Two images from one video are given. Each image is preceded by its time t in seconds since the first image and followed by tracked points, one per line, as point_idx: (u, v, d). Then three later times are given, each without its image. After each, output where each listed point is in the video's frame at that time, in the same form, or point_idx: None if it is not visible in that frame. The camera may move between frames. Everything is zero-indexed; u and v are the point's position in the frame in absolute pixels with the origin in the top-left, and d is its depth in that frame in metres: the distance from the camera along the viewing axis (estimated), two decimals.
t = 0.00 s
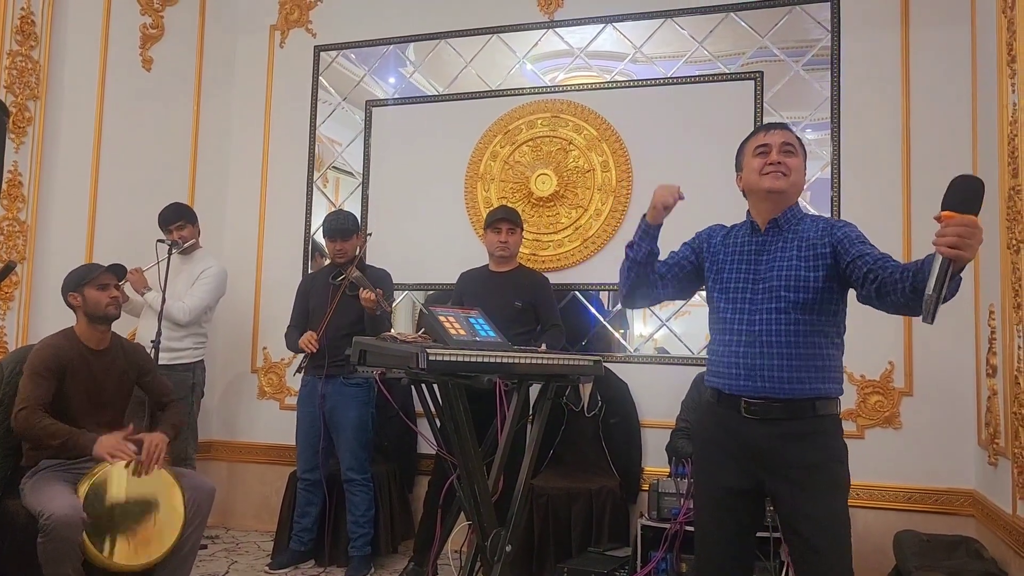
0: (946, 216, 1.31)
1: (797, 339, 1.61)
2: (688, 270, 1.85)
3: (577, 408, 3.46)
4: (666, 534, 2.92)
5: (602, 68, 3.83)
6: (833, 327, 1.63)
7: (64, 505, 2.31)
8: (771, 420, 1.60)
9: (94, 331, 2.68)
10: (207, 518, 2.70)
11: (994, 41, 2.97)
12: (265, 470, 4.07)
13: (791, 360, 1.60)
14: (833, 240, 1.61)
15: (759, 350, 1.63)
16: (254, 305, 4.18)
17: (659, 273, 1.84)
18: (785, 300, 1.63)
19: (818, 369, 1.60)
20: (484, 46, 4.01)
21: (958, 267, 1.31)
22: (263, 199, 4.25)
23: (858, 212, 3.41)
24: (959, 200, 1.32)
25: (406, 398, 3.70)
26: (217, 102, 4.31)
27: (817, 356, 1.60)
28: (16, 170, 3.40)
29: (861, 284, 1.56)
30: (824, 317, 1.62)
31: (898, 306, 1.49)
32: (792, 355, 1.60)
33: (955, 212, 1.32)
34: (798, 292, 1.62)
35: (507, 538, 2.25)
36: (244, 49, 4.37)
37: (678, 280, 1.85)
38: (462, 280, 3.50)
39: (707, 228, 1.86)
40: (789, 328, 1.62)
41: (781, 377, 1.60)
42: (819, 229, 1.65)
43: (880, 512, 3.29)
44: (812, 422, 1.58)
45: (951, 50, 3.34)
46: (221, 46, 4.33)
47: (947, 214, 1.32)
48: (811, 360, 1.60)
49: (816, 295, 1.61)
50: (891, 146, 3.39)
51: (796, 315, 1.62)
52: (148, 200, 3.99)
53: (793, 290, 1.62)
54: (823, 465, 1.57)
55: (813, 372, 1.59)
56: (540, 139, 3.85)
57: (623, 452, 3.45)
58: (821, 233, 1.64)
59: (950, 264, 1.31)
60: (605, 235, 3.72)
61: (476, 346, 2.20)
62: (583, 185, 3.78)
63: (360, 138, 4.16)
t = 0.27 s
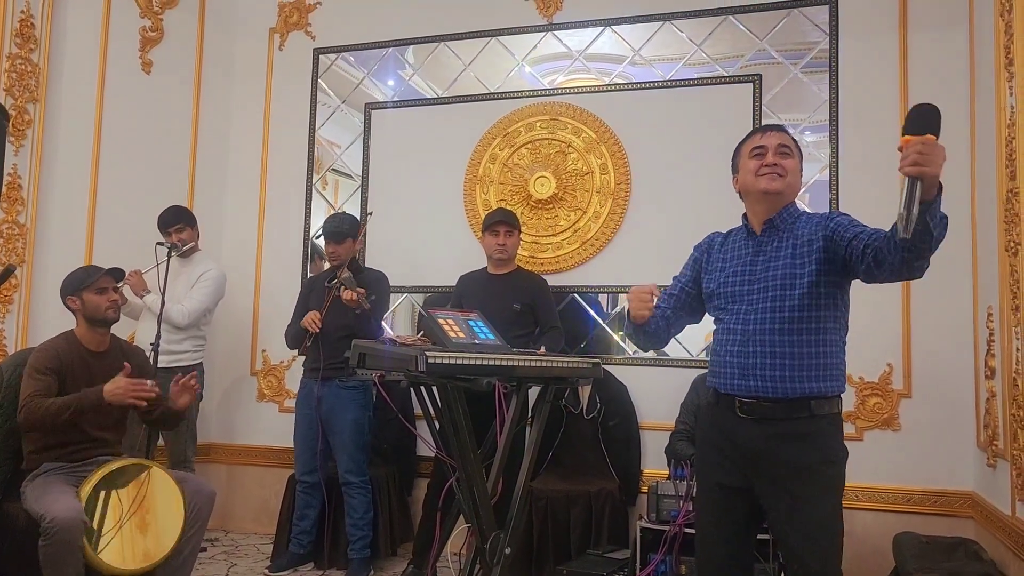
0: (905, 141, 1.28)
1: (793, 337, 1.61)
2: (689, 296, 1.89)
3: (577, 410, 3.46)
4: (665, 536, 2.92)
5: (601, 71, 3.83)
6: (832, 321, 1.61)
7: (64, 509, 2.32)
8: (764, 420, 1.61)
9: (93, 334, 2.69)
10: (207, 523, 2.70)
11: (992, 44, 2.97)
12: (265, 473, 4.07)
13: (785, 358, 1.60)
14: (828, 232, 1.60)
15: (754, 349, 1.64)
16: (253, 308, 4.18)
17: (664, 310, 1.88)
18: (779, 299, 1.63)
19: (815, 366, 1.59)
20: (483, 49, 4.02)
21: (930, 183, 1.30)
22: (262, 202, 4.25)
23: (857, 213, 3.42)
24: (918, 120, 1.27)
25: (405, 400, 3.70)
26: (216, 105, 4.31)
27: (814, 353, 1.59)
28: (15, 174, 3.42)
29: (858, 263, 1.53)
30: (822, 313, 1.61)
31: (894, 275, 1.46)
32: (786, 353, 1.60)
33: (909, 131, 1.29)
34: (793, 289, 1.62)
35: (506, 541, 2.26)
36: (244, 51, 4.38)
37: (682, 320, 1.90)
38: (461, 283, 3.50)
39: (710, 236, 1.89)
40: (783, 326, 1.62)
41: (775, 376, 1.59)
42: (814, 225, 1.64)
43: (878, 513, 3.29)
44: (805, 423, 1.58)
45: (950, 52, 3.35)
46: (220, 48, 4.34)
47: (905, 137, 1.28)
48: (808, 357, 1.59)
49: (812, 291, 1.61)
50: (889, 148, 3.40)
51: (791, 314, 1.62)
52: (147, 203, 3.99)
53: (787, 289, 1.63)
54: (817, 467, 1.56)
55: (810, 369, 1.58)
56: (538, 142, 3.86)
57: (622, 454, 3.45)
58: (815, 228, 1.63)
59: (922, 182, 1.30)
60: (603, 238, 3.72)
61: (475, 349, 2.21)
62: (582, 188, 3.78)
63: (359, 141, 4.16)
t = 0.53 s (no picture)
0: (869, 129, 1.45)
1: (808, 339, 1.61)
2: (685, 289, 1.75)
3: (576, 413, 3.46)
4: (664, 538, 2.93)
5: (599, 73, 3.84)
6: (836, 325, 1.66)
7: (61, 510, 2.33)
8: (775, 423, 1.60)
9: (94, 337, 2.69)
10: (204, 526, 2.70)
11: (989, 46, 2.98)
12: (264, 475, 4.08)
13: (803, 360, 1.60)
14: (836, 238, 1.65)
15: (771, 351, 1.62)
16: (252, 310, 4.19)
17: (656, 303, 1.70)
18: (795, 301, 1.63)
19: (826, 368, 1.61)
20: (481, 51, 4.03)
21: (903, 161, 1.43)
22: (261, 204, 4.26)
23: (855, 215, 3.43)
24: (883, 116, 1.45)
25: (404, 402, 3.70)
26: (216, 107, 4.31)
27: (824, 355, 1.62)
28: (15, 176, 3.44)
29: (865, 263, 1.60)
30: (830, 316, 1.64)
31: (899, 277, 1.55)
32: (802, 355, 1.60)
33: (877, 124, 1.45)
34: (808, 292, 1.64)
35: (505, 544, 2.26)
36: (243, 54, 4.38)
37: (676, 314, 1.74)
38: (459, 285, 3.50)
39: (703, 232, 1.82)
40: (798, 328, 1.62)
41: (793, 378, 1.59)
42: (821, 232, 1.68)
43: (877, 515, 3.30)
44: (811, 425, 1.59)
45: (947, 54, 3.36)
46: (220, 51, 4.35)
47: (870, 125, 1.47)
48: (821, 359, 1.61)
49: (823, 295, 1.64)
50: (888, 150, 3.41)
51: (806, 316, 1.63)
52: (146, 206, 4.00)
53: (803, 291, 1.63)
54: (822, 469, 1.57)
55: (822, 372, 1.60)
56: (537, 144, 3.86)
57: (621, 456, 3.45)
58: (824, 235, 1.67)
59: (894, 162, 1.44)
60: (602, 240, 3.73)
61: (473, 351, 2.21)
62: (581, 190, 3.79)
63: (358, 143, 4.17)
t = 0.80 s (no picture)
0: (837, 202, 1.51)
1: (814, 348, 1.67)
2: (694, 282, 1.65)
3: (574, 414, 3.46)
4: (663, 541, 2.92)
5: (598, 75, 3.84)
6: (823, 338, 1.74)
7: (60, 514, 2.32)
8: (784, 426, 1.61)
9: (92, 339, 2.69)
10: (204, 526, 2.70)
11: (986, 49, 2.98)
12: (262, 477, 4.08)
13: (812, 368, 1.64)
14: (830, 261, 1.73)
15: (785, 355, 1.63)
16: (251, 312, 4.19)
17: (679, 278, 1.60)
18: (806, 309, 1.67)
19: (826, 376, 1.67)
20: (480, 53, 4.03)
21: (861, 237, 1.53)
22: (260, 206, 4.26)
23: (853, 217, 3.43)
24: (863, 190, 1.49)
25: (403, 405, 3.71)
26: (214, 109, 4.31)
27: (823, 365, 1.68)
28: (13, 178, 3.43)
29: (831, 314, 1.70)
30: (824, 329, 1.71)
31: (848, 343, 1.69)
32: (810, 363, 1.64)
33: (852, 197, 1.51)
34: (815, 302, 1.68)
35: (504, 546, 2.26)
36: (241, 56, 4.39)
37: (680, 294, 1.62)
38: (458, 287, 3.51)
39: (703, 227, 1.75)
40: (805, 336, 1.66)
41: (806, 384, 1.62)
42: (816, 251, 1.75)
43: (875, 516, 3.30)
44: (815, 426, 1.63)
45: (945, 56, 3.36)
46: (218, 53, 4.35)
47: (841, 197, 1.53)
48: (823, 367, 1.67)
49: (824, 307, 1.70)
50: (886, 152, 3.41)
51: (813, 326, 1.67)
52: (145, 208, 4.00)
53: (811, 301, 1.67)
54: (826, 469, 1.61)
55: (823, 380, 1.66)
56: (536, 146, 3.86)
57: (620, 458, 3.45)
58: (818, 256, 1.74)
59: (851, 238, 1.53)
60: (601, 242, 3.73)
61: (472, 354, 2.21)
62: (579, 192, 3.79)
63: (356, 146, 4.17)
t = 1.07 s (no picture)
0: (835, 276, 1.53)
1: (803, 347, 1.66)
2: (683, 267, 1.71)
3: (573, 415, 3.47)
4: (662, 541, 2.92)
5: (597, 76, 3.84)
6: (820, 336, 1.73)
7: (64, 511, 2.31)
8: (773, 426, 1.62)
9: (94, 340, 2.69)
10: (204, 525, 2.71)
11: (985, 49, 2.99)
12: (261, 478, 4.07)
13: (799, 367, 1.64)
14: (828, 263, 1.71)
15: (769, 354, 1.64)
16: (249, 312, 4.19)
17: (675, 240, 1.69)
18: (795, 308, 1.66)
19: (817, 378, 1.66)
20: (479, 54, 4.03)
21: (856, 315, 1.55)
22: (258, 207, 4.26)
23: (851, 217, 3.43)
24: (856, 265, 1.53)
25: (401, 405, 3.71)
26: (213, 110, 4.31)
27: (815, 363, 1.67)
28: (12, 179, 3.41)
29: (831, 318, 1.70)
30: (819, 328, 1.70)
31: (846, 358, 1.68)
32: (796, 363, 1.64)
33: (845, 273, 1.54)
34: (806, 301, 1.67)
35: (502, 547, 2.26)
36: (240, 57, 4.39)
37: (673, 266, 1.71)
38: (456, 287, 3.51)
39: (701, 220, 1.79)
40: (793, 336, 1.66)
41: (791, 382, 1.62)
42: (813, 250, 1.72)
43: (874, 517, 3.30)
44: (805, 426, 1.63)
45: (943, 57, 3.36)
46: (217, 55, 4.35)
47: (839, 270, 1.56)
48: (813, 366, 1.66)
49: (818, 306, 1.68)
50: (884, 153, 3.41)
51: (802, 325, 1.67)
52: (144, 209, 4.00)
53: (799, 300, 1.66)
54: (816, 469, 1.60)
55: (814, 379, 1.66)
56: (535, 146, 3.87)
57: (619, 459, 3.45)
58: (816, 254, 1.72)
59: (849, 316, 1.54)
60: (599, 242, 3.73)
61: (471, 354, 2.21)
62: (578, 193, 3.79)
63: (355, 146, 4.17)
